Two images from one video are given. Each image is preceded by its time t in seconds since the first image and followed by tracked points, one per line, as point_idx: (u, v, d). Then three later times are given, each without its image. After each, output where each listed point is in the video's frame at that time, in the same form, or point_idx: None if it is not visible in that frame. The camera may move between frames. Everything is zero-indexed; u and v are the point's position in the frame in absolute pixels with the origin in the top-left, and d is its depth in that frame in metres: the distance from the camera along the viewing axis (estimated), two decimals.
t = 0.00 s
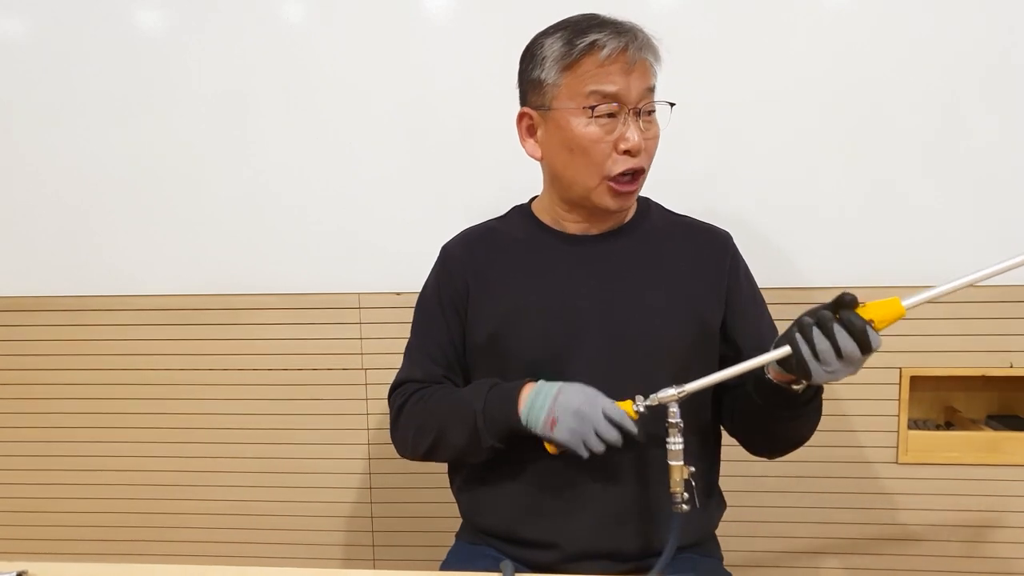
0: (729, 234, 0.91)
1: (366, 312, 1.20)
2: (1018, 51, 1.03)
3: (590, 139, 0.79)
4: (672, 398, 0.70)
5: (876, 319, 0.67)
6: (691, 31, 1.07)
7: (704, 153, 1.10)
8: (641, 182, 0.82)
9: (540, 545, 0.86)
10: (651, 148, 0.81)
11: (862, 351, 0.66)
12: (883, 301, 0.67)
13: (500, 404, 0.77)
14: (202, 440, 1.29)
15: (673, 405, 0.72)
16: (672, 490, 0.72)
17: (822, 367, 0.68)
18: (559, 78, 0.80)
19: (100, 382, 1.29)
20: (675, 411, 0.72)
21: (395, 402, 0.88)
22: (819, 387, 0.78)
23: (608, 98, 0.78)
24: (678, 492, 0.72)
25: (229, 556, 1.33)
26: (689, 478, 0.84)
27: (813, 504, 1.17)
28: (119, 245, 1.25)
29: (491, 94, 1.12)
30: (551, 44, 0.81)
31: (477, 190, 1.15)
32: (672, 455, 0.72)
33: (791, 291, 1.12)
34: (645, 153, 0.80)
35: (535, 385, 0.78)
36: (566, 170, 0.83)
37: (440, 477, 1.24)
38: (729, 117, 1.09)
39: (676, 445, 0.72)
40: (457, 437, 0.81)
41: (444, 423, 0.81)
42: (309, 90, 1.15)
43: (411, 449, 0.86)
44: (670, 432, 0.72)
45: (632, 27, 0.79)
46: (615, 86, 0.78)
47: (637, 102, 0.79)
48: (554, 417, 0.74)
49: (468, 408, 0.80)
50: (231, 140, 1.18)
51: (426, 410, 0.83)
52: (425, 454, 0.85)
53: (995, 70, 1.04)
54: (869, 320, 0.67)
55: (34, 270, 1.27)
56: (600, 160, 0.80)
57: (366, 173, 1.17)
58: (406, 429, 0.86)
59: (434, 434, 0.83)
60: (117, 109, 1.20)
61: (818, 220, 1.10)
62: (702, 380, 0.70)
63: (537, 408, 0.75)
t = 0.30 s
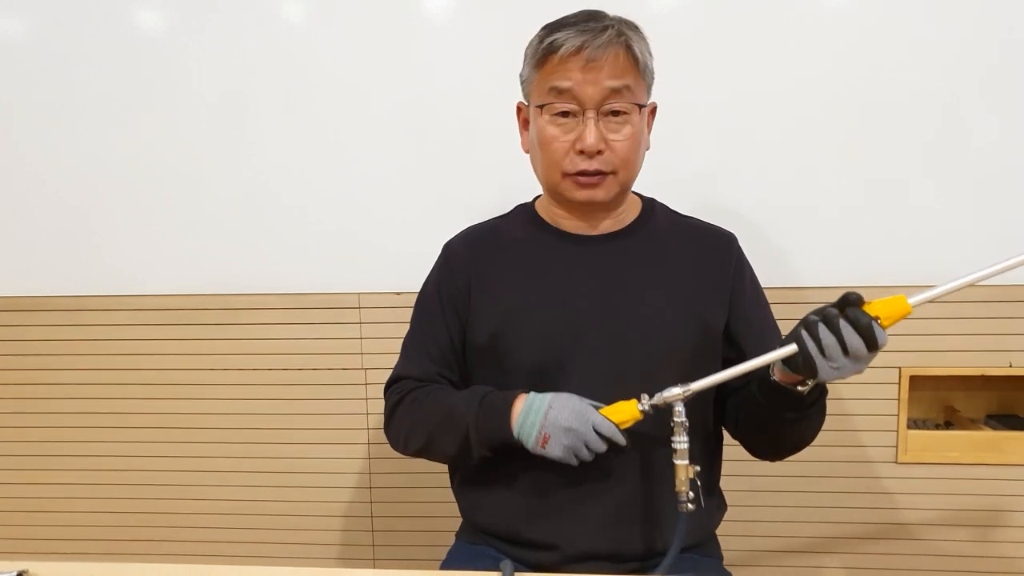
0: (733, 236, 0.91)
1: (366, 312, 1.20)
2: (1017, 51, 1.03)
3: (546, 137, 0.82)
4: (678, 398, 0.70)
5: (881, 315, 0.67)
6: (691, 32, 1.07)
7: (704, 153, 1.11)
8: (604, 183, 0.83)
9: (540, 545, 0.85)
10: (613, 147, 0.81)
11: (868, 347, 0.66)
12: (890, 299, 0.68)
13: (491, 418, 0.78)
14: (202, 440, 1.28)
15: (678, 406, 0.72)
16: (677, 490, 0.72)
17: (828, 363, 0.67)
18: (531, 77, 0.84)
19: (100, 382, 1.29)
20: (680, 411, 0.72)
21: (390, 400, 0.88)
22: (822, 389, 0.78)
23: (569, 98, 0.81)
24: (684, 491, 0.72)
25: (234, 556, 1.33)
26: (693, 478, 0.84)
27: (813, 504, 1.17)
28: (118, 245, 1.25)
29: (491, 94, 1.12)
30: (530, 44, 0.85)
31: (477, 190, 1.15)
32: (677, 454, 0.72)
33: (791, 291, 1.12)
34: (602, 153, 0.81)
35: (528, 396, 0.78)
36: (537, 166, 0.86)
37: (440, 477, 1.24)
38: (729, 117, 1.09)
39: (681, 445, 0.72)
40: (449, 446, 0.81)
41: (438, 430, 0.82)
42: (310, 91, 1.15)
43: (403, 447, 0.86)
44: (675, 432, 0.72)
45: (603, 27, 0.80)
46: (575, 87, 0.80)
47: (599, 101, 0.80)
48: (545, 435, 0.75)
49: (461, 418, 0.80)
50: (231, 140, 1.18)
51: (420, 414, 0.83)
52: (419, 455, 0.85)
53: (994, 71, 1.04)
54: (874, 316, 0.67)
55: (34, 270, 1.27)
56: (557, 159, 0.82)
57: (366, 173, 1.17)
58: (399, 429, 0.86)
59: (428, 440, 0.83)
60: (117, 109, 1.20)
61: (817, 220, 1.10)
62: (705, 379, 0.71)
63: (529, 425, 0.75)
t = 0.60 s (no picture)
0: (734, 237, 0.91)
1: (365, 312, 1.20)
2: (1018, 51, 1.03)
3: (543, 132, 0.82)
4: (677, 400, 0.70)
5: (878, 317, 0.67)
6: (691, 32, 1.07)
7: (704, 153, 1.11)
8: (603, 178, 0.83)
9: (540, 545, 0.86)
10: (610, 142, 0.81)
11: (865, 348, 0.66)
12: (886, 300, 0.68)
13: (490, 419, 0.78)
14: (202, 440, 1.28)
15: (676, 409, 0.72)
16: (677, 492, 0.72)
17: (825, 365, 0.67)
18: (529, 74, 0.85)
19: (100, 382, 1.29)
20: (678, 414, 0.72)
21: (390, 401, 0.88)
22: (821, 391, 0.78)
23: (566, 94, 0.81)
24: (683, 493, 0.72)
25: (233, 556, 1.33)
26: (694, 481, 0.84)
27: (813, 504, 1.17)
28: (118, 245, 1.25)
29: (491, 94, 1.12)
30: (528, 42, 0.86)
31: (477, 190, 1.15)
32: (677, 456, 0.72)
33: (792, 290, 1.12)
34: (599, 147, 0.81)
35: (528, 400, 0.78)
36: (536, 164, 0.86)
37: (440, 477, 1.24)
38: (729, 116, 1.09)
39: (680, 448, 0.72)
40: (449, 447, 0.81)
41: (438, 431, 0.82)
42: (309, 91, 1.15)
43: (403, 448, 0.86)
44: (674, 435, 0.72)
45: (598, 23, 0.81)
46: (572, 82, 0.80)
47: (595, 96, 0.81)
48: (544, 438, 0.74)
49: (460, 419, 0.80)
50: (231, 140, 1.18)
51: (421, 415, 0.83)
52: (418, 456, 0.85)
53: (994, 71, 1.04)
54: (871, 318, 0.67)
55: (34, 270, 1.27)
56: (556, 155, 0.82)
57: (366, 173, 1.17)
58: (399, 429, 0.85)
59: (427, 441, 0.83)
60: (117, 109, 1.20)
61: (817, 220, 1.10)
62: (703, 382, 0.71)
63: (528, 428, 0.75)
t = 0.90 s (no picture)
0: (733, 236, 0.91)
1: (366, 312, 1.20)
2: (1017, 50, 1.03)
3: (537, 132, 0.82)
4: (677, 404, 0.70)
5: (883, 324, 0.67)
6: (691, 31, 1.07)
7: (704, 153, 1.11)
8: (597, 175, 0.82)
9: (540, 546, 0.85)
10: (603, 140, 0.81)
11: (869, 356, 0.66)
12: (892, 307, 0.67)
13: (490, 420, 0.78)
14: (202, 440, 1.28)
15: (677, 412, 0.72)
16: (676, 496, 0.72)
17: (828, 372, 0.67)
18: (524, 76, 0.85)
19: (100, 382, 1.29)
20: (679, 417, 0.72)
21: (390, 401, 0.88)
22: (823, 395, 0.78)
23: (559, 93, 0.81)
24: (684, 497, 0.72)
25: (232, 556, 1.33)
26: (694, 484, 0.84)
27: (813, 504, 1.17)
28: (119, 245, 1.24)
29: (491, 94, 1.12)
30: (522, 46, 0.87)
31: (477, 190, 1.15)
32: (677, 460, 0.72)
33: (792, 290, 1.12)
34: (592, 145, 0.80)
35: (528, 400, 0.77)
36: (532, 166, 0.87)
37: (439, 476, 1.24)
38: (729, 116, 1.09)
39: (680, 451, 0.71)
40: (449, 447, 0.81)
41: (438, 431, 0.81)
42: (309, 91, 1.15)
43: (403, 448, 0.86)
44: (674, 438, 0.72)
45: (589, 22, 0.82)
46: (564, 81, 0.81)
47: (587, 95, 0.81)
48: (544, 440, 0.74)
49: (460, 420, 0.80)
50: (231, 139, 1.18)
51: (421, 415, 0.83)
52: (419, 456, 0.85)
53: (995, 70, 1.04)
54: (877, 324, 0.67)
55: (34, 270, 1.27)
56: (549, 154, 0.82)
57: (366, 173, 1.17)
58: (400, 429, 0.85)
59: (428, 441, 0.82)
60: (117, 109, 1.20)
61: (818, 220, 1.10)
62: (704, 386, 0.70)
63: (528, 430, 0.75)
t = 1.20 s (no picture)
0: (734, 236, 0.91)
1: (366, 312, 1.20)
2: (1017, 50, 1.03)
3: (537, 133, 0.82)
4: (677, 405, 0.70)
5: (883, 325, 0.67)
6: (691, 31, 1.07)
7: (704, 153, 1.10)
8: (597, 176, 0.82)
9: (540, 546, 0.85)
10: (602, 141, 0.80)
11: (870, 359, 0.65)
12: (893, 309, 0.67)
13: (490, 420, 0.77)
14: (200, 440, 1.28)
15: (677, 413, 0.71)
16: (676, 497, 0.72)
17: (829, 375, 0.67)
18: (524, 77, 0.85)
19: (99, 382, 1.29)
20: (679, 418, 0.72)
21: (390, 401, 0.88)
22: (824, 397, 0.77)
23: (559, 93, 0.81)
24: (683, 498, 0.71)
25: (232, 556, 1.33)
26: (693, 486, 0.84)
27: (814, 504, 1.17)
28: (119, 245, 1.24)
29: (491, 94, 1.12)
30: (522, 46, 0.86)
31: (477, 189, 1.15)
32: (677, 461, 0.71)
33: (793, 290, 1.12)
34: (592, 146, 0.80)
35: (528, 401, 0.77)
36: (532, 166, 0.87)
37: (439, 477, 1.24)
38: (729, 116, 1.09)
39: (680, 452, 0.71)
40: (449, 447, 0.81)
41: (437, 431, 0.81)
42: (309, 91, 1.15)
43: (403, 448, 0.85)
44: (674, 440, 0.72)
45: (589, 22, 0.82)
46: (564, 81, 0.81)
47: (587, 96, 0.81)
48: (544, 440, 0.74)
49: (460, 420, 0.80)
50: (231, 139, 1.18)
51: (421, 415, 0.83)
52: (418, 456, 0.85)
53: (996, 69, 1.04)
54: (877, 326, 0.67)
55: (34, 270, 1.27)
56: (549, 154, 0.82)
57: (366, 173, 1.17)
58: (400, 429, 0.85)
59: (427, 441, 0.82)
60: (117, 109, 1.20)
61: (819, 220, 1.10)
62: (704, 387, 0.70)
63: (527, 429, 0.75)
